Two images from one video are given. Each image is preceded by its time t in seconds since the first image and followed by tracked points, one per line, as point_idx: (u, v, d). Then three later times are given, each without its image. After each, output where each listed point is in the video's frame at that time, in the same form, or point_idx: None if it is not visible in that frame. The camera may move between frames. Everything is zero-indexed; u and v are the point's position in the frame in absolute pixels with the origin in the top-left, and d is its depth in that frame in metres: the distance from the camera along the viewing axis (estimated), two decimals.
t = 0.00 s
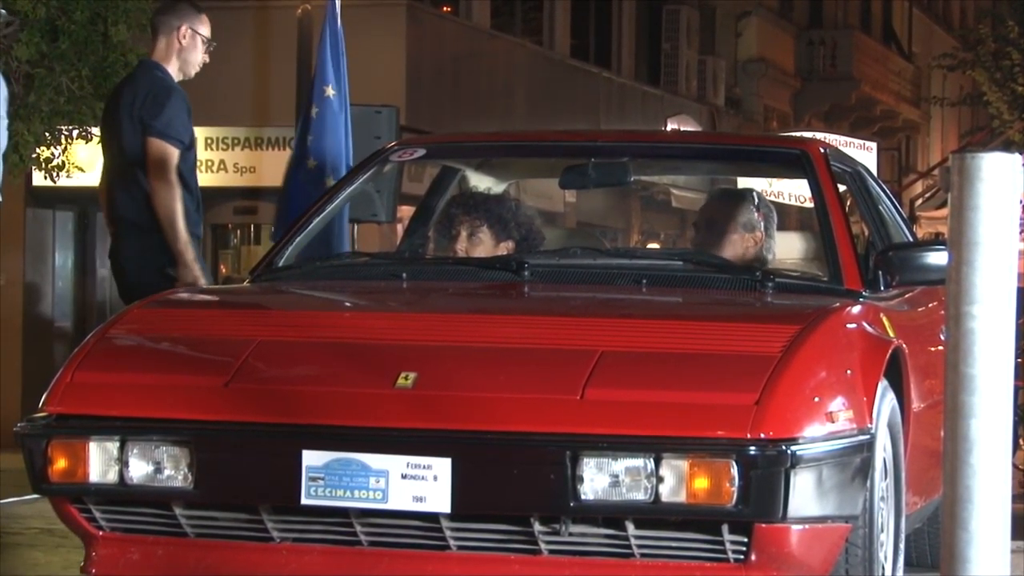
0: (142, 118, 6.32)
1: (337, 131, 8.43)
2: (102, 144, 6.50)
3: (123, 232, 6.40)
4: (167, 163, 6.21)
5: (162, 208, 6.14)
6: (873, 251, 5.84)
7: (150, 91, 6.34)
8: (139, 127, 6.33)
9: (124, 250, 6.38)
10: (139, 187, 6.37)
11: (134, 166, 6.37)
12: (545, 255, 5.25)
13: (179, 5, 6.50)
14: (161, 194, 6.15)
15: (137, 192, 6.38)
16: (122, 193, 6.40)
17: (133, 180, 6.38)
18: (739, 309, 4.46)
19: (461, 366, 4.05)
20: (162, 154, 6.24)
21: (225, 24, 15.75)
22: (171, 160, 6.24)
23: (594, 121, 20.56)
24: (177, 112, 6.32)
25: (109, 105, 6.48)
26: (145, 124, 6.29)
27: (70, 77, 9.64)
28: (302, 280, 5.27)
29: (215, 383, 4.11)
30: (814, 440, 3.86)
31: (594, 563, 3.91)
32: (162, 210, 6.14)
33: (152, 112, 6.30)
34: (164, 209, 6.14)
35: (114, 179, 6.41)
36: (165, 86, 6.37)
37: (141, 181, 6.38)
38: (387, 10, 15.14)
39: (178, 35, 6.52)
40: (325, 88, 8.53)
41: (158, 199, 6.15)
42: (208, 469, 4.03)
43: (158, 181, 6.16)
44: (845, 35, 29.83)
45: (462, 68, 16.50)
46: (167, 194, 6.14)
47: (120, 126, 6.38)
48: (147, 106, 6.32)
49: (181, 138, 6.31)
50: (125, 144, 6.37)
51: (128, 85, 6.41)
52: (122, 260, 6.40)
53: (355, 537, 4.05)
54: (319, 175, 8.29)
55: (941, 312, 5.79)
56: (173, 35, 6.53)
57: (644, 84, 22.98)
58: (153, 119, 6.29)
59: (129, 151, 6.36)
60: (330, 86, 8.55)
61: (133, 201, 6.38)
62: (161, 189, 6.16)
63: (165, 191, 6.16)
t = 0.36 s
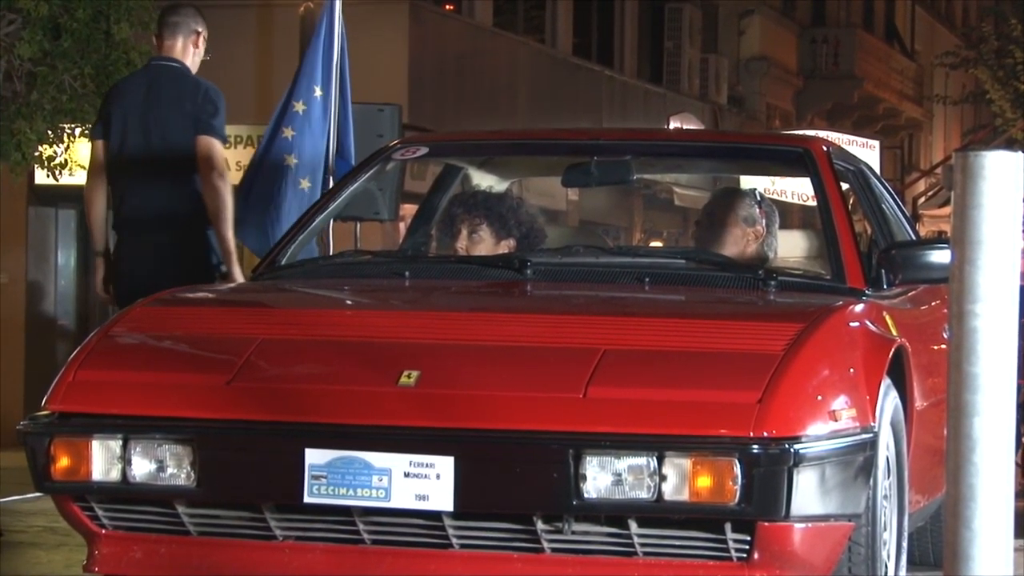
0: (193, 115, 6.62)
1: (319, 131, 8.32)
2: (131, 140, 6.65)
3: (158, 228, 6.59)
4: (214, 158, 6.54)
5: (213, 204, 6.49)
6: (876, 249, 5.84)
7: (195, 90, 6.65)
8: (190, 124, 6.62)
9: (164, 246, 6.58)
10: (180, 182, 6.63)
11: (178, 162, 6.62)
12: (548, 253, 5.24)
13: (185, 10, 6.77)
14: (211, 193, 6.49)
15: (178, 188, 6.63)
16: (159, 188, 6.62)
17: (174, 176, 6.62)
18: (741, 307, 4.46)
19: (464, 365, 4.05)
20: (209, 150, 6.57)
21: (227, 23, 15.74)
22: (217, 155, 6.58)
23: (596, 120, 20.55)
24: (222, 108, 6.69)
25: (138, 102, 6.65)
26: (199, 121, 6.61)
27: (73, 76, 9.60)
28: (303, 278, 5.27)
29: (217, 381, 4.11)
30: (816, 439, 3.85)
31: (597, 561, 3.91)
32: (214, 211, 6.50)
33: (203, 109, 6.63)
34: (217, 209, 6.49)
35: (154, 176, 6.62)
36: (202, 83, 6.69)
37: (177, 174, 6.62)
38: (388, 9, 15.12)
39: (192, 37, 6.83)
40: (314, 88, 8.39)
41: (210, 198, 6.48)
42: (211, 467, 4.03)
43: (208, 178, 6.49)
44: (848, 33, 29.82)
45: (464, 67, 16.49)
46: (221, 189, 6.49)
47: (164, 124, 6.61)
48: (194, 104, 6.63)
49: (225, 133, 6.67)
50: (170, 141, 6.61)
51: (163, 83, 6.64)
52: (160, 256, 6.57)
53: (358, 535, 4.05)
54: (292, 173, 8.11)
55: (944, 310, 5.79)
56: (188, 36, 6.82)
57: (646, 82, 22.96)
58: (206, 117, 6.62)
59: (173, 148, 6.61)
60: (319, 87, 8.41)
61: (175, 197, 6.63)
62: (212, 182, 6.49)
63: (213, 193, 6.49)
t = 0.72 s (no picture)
0: (225, 119, 6.97)
1: (323, 134, 8.28)
2: (161, 139, 6.93)
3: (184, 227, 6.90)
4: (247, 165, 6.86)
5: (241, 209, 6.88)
6: (878, 245, 5.84)
7: (224, 96, 7.01)
8: (219, 127, 6.96)
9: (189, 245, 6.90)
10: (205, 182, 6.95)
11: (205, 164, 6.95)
12: (550, 249, 5.24)
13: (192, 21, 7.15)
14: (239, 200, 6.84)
15: (202, 187, 6.95)
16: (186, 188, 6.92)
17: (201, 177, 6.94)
18: (742, 303, 4.45)
19: (465, 361, 4.05)
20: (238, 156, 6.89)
21: (229, 19, 15.72)
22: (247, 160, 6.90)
23: (598, 116, 20.55)
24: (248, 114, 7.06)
25: (171, 102, 6.95)
26: (231, 126, 6.96)
27: (74, 72, 9.58)
28: (304, 274, 5.28)
29: (219, 377, 4.11)
30: (818, 435, 3.85)
31: (599, 558, 3.91)
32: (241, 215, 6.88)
33: (233, 115, 6.99)
34: (242, 215, 6.88)
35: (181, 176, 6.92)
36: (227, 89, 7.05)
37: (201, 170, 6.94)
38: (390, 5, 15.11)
39: (205, 45, 7.24)
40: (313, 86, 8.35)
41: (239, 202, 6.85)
42: (212, 463, 4.03)
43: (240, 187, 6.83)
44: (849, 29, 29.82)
45: (465, 63, 16.49)
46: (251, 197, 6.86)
47: (195, 125, 6.94)
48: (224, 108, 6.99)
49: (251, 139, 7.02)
50: (200, 141, 6.94)
51: (193, 86, 6.97)
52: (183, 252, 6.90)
53: (360, 532, 4.05)
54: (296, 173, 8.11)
55: (946, 306, 5.79)
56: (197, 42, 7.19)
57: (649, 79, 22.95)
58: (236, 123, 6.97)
59: (203, 148, 6.94)
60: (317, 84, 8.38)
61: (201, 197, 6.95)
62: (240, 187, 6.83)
63: (242, 199, 6.85)
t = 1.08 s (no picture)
0: (245, 113, 6.99)
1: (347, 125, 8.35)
2: (182, 130, 6.92)
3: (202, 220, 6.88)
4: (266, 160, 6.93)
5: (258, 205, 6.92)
6: (882, 238, 5.83)
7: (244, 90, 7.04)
8: (239, 121, 6.97)
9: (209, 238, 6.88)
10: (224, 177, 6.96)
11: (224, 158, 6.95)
12: (554, 241, 5.23)
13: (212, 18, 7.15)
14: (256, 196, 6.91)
15: (221, 181, 6.96)
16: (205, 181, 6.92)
17: (220, 171, 6.95)
18: (746, 296, 4.45)
19: (468, 353, 4.05)
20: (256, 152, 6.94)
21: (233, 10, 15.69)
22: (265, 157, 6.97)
23: (602, 107, 20.54)
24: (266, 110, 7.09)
25: (192, 95, 6.96)
26: (251, 120, 6.98)
27: (78, 63, 9.48)
28: (307, 266, 5.28)
29: (223, 369, 4.11)
30: (822, 427, 3.85)
31: (602, 550, 3.90)
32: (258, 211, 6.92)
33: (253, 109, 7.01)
34: (258, 211, 6.93)
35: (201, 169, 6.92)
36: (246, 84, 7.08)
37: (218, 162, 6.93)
38: None
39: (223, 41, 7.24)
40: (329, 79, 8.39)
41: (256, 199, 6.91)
42: (216, 455, 4.03)
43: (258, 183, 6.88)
44: (853, 22, 29.82)
45: (469, 55, 16.48)
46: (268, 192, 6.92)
47: (215, 118, 6.93)
48: (243, 101, 7.01)
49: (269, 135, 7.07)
50: (221, 134, 6.94)
51: (214, 80, 6.99)
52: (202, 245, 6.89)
53: (363, 523, 4.05)
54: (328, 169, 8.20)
55: (950, 299, 5.79)
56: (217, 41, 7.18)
57: (652, 70, 22.92)
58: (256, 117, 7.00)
59: (223, 141, 6.94)
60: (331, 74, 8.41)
61: (220, 190, 6.95)
62: (261, 180, 6.89)
63: (258, 196, 6.91)
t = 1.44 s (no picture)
0: (245, 103, 6.96)
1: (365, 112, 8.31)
2: (183, 121, 6.93)
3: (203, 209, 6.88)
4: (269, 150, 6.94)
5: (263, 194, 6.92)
6: (887, 225, 5.81)
7: (246, 81, 7.01)
8: (240, 112, 6.95)
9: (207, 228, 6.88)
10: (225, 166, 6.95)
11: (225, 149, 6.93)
12: (558, 228, 5.22)
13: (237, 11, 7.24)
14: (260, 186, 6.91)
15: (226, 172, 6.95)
16: (205, 173, 6.91)
17: (220, 161, 6.93)
18: (751, 283, 4.44)
19: (473, 340, 4.04)
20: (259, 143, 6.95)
21: None
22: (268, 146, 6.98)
23: (606, 95, 20.50)
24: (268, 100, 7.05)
25: (195, 86, 6.95)
26: (250, 111, 6.96)
27: (82, 50, 9.41)
28: (312, 253, 5.27)
29: (227, 356, 4.11)
30: (827, 414, 3.84)
31: (607, 537, 3.91)
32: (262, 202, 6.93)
33: (253, 99, 6.98)
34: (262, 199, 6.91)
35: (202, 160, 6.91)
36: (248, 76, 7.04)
37: (219, 153, 6.93)
38: None
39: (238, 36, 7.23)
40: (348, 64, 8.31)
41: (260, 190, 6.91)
42: (220, 442, 4.03)
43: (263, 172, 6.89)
44: (859, 9, 29.76)
45: (474, 42, 16.45)
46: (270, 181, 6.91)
47: (217, 108, 6.92)
48: (246, 92, 6.98)
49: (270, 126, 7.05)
50: (220, 124, 6.92)
51: (215, 72, 6.98)
52: (202, 236, 6.88)
53: (368, 510, 4.05)
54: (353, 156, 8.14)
55: (955, 286, 5.77)
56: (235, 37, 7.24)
57: (657, 57, 22.88)
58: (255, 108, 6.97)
59: (224, 131, 6.93)
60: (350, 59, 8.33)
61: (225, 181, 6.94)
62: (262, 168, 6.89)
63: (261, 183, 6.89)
